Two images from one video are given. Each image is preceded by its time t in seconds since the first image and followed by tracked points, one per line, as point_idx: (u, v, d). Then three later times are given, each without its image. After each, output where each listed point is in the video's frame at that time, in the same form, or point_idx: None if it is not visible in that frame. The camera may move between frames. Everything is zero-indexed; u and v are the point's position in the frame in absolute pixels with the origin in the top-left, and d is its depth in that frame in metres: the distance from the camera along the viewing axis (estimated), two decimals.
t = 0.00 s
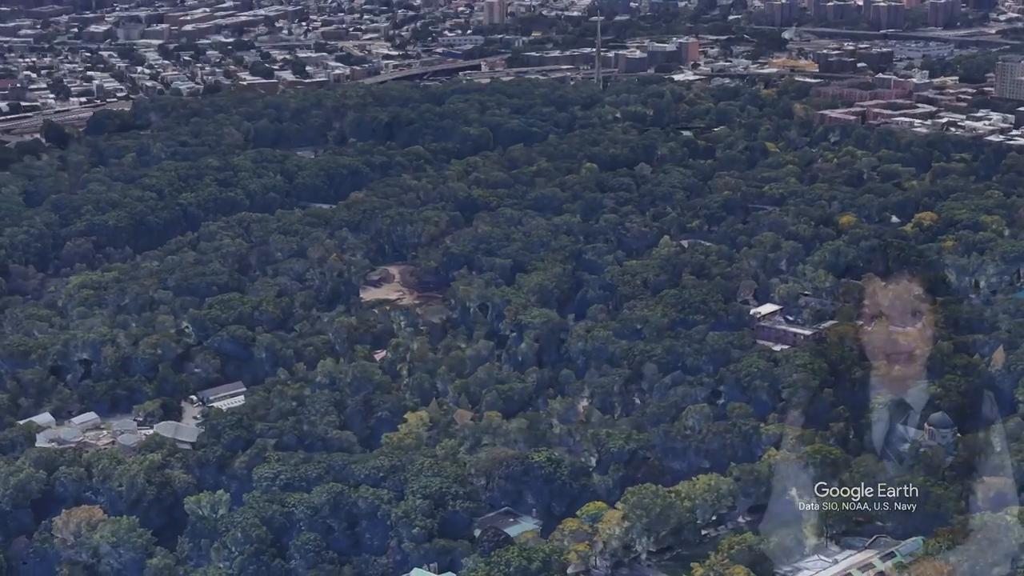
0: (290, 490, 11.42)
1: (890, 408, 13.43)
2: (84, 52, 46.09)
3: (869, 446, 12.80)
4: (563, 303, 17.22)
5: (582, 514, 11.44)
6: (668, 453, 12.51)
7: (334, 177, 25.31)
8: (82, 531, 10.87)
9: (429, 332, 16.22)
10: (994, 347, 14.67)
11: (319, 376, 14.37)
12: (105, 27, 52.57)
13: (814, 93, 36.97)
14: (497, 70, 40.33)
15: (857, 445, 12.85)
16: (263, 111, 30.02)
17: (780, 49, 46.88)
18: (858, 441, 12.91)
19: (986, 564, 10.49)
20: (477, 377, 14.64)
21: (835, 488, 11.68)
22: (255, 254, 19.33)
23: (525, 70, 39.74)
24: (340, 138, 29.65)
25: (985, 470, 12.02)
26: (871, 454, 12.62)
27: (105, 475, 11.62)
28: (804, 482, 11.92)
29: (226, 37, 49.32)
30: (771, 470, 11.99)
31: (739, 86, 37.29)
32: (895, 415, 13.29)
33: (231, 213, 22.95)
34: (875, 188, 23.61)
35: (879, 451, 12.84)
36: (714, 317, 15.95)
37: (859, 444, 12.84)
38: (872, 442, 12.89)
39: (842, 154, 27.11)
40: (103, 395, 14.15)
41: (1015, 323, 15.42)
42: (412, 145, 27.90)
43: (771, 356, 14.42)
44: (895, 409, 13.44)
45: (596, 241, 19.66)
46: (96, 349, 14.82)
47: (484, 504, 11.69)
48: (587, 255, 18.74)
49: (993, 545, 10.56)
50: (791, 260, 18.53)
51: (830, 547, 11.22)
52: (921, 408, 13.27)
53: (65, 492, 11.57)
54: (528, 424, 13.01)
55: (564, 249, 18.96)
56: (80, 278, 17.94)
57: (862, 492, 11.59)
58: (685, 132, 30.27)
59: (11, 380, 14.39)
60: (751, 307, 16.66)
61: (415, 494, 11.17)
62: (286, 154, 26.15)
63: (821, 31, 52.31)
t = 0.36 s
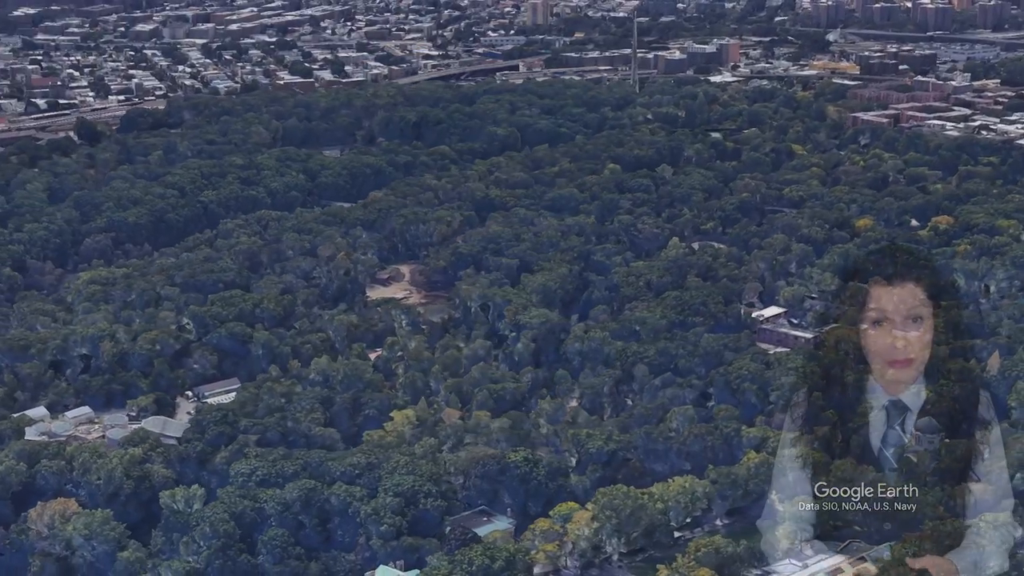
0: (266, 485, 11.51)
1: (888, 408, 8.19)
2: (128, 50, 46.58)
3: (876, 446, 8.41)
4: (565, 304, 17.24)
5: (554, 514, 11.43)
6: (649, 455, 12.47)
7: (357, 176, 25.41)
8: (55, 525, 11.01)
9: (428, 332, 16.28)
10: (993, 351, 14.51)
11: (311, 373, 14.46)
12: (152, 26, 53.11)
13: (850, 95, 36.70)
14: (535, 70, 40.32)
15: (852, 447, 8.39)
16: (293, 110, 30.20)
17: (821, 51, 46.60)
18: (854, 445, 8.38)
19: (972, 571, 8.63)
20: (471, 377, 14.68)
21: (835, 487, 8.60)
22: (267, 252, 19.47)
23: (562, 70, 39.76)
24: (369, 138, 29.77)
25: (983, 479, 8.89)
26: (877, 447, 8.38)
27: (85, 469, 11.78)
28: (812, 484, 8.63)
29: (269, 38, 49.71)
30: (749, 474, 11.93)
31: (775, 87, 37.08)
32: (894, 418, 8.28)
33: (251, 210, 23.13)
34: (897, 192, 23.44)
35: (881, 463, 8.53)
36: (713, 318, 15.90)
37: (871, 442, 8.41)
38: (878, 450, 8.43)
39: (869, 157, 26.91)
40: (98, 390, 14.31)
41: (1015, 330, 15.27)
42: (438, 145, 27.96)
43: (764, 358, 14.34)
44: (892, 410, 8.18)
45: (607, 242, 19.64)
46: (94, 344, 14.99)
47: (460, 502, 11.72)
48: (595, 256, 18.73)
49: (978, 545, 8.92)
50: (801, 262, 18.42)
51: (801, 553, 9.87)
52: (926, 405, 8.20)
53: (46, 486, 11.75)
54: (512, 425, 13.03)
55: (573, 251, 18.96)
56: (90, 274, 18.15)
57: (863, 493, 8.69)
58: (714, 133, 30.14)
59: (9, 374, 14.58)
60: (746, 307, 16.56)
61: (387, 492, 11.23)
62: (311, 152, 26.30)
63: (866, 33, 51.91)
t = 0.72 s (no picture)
0: (242, 480, 11.61)
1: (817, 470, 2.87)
2: (172, 49, 46.99)
3: (870, 448, 4.25)
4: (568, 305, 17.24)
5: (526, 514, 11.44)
6: (630, 456, 12.45)
7: (380, 175, 25.51)
8: (32, 518, 11.18)
9: (428, 331, 16.32)
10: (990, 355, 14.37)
11: (305, 370, 14.57)
12: (198, 24, 53.54)
13: (888, 97, 36.41)
14: (573, 71, 40.30)
15: (846, 452, 4.25)
16: (324, 109, 30.37)
17: (864, 53, 46.27)
18: (848, 452, 4.25)
19: None
20: (464, 376, 14.71)
21: None
22: (279, 249, 19.61)
23: (599, 70, 39.73)
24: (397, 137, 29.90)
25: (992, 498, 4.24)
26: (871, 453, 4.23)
27: (67, 463, 11.93)
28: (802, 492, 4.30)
29: (311, 37, 49.98)
30: (727, 476, 11.88)
31: (812, 90, 36.87)
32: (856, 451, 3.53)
33: (271, 209, 23.28)
34: (919, 195, 23.25)
35: (875, 473, 4.25)
36: (712, 321, 15.85)
37: (864, 442, 4.26)
38: (875, 461, 4.25)
39: (897, 160, 26.70)
40: (95, 385, 14.48)
41: (1015, 335, 15.12)
42: (464, 146, 28.02)
43: (756, 361, 14.29)
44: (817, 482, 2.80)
45: (617, 244, 19.61)
46: (94, 340, 15.16)
47: (436, 500, 11.75)
48: (604, 257, 18.72)
49: None
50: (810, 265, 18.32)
51: None
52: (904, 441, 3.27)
53: (30, 479, 11.95)
54: (496, 424, 13.04)
55: (582, 252, 18.96)
56: (101, 271, 18.35)
57: None
58: (744, 135, 30.01)
59: (8, 368, 14.80)
60: (748, 310, 16.50)
61: (359, 489, 11.30)
62: (335, 152, 26.45)
63: (913, 35, 51.45)
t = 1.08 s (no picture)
0: (220, 476, 11.72)
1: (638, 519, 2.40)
2: (213, 48, 47.29)
3: (861, 451, 3.67)
4: (571, 305, 17.23)
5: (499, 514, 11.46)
6: (612, 457, 12.41)
7: (402, 175, 25.58)
8: (10, 510, 11.34)
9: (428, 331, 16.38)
10: (985, 360, 14.23)
11: (299, 367, 14.66)
12: (242, 24, 53.83)
13: (924, 99, 36.04)
14: (609, 72, 40.18)
15: (834, 453, 3.65)
16: (353, 109, 30.48)
17: (907, 55, 45.77)
18: (837, 453, 3.64)
19: None
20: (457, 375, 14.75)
21: None
22: (291, 248, 19.72)
23: (634, 71, 39.61)
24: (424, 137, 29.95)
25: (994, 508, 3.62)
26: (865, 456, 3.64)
27: (50, 456, 12.09)
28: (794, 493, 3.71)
29: (353, 37, 50.14)
30: (706, 478, 11.85)
31: (847, 92, 36.56)
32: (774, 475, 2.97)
33: (291, 207, 23.42)
34: (940, 199, 23.03)
35: (866, 475, 3.65)
36: (711, 323, 15.77)
37: (855, 444, 3.66)
38: (867, 464, 3.66)
39: (924, 163, 26.45)
40: (92, 380, 14.65)
41: (1015, 340, 14.98)
42: (488, 146, 28.04)
43: (748, 364, 14.22)
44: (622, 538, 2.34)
45: (627, 245, 19.58)
46: (93, 335, 15.34)
47: (413, 498, 11.79)
48: (611, 258, 18.69)
49: None
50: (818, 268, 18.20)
51: None
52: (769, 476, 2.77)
53: (14, 471, 12.12)
54: (481, 422, 13.07)
55: (590, 253, 18.93)
56: (112, 267, 18.54)
57: None
58: (773, 137, 29.83)
59: (8, 361, 15.00)
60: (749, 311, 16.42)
61: (332, 486, 11.37)
62: (359, 152, 26.54)
63: (958, 38, 50.88)
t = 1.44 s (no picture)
0: (199, 471, 11.83)
1: None
2: (254, 48, 47.55)
3: (854, 453, 3.00)
4: (575, 305, 17.21)
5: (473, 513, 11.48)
6: (594, 458, 12.40)
7: (424, 174, 25.65)
8: None
9: (428, 330, 16.41)
10: (979, 366, 14.09)
11: (293, 365, 14.75)
12: (285, 23, 54.10)
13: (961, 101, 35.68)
14: (645, 73, 40.08)
15: (827, 451, 2.96)
16: (381, 108, 30.58)
17: (950, 56, 45.30)
18: (829, 453, 2.96)
19: None
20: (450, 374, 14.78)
21: None
22: (302, 245, 19.82)
23: (670, 73, 39.49)
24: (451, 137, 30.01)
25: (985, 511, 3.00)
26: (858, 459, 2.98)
27: (35, 449, 12.25)
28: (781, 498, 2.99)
29: (394, 37, 50.26)
30: (684, 481, 11.82)
31: (883, 94, 36.26)
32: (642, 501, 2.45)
33: (310, 206, 23.54)
34: (961, 202, 22.80)
35: (859, 476, 2.98)
36: (710, 326, 15.70)
37: (846, 445, 3.00)
38: (859, 467, 2.99)
39: (950, 167, 26.20)
40: (89, 375, 14.80)
41: (1013, 345, 14.83)
42: (513, 146, 28.05)
43: (740, 367, 14.15)
44: None
45: (636, 246, 19.53)
46: (94, 330, 15.51)
47: (390, 497, 11.83)
48: (619, 259, 18.64)
49: None
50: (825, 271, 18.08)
51: None
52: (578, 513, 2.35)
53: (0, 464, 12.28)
54: (466, 421, 13.08)
55: (598, 254, 18.90)
56: (123, 264, 18.70)
57: None
58: (801, 139, 29.63)
59: (9, 355, 15.19)
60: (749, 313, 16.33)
61: (307, 483, 11.46)
62: (382, 152, 26.64)
63: (1004, 39, 50.30)
